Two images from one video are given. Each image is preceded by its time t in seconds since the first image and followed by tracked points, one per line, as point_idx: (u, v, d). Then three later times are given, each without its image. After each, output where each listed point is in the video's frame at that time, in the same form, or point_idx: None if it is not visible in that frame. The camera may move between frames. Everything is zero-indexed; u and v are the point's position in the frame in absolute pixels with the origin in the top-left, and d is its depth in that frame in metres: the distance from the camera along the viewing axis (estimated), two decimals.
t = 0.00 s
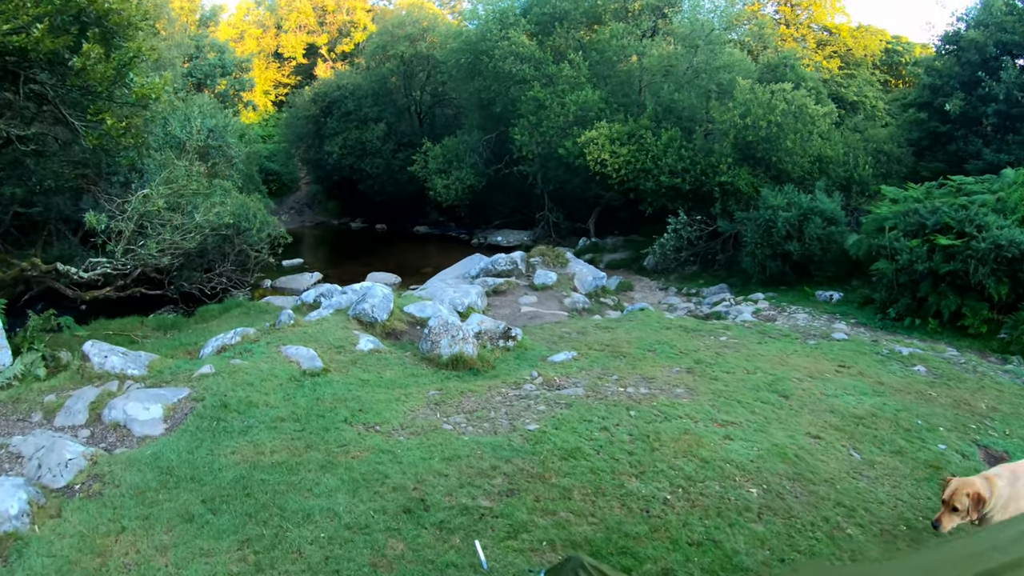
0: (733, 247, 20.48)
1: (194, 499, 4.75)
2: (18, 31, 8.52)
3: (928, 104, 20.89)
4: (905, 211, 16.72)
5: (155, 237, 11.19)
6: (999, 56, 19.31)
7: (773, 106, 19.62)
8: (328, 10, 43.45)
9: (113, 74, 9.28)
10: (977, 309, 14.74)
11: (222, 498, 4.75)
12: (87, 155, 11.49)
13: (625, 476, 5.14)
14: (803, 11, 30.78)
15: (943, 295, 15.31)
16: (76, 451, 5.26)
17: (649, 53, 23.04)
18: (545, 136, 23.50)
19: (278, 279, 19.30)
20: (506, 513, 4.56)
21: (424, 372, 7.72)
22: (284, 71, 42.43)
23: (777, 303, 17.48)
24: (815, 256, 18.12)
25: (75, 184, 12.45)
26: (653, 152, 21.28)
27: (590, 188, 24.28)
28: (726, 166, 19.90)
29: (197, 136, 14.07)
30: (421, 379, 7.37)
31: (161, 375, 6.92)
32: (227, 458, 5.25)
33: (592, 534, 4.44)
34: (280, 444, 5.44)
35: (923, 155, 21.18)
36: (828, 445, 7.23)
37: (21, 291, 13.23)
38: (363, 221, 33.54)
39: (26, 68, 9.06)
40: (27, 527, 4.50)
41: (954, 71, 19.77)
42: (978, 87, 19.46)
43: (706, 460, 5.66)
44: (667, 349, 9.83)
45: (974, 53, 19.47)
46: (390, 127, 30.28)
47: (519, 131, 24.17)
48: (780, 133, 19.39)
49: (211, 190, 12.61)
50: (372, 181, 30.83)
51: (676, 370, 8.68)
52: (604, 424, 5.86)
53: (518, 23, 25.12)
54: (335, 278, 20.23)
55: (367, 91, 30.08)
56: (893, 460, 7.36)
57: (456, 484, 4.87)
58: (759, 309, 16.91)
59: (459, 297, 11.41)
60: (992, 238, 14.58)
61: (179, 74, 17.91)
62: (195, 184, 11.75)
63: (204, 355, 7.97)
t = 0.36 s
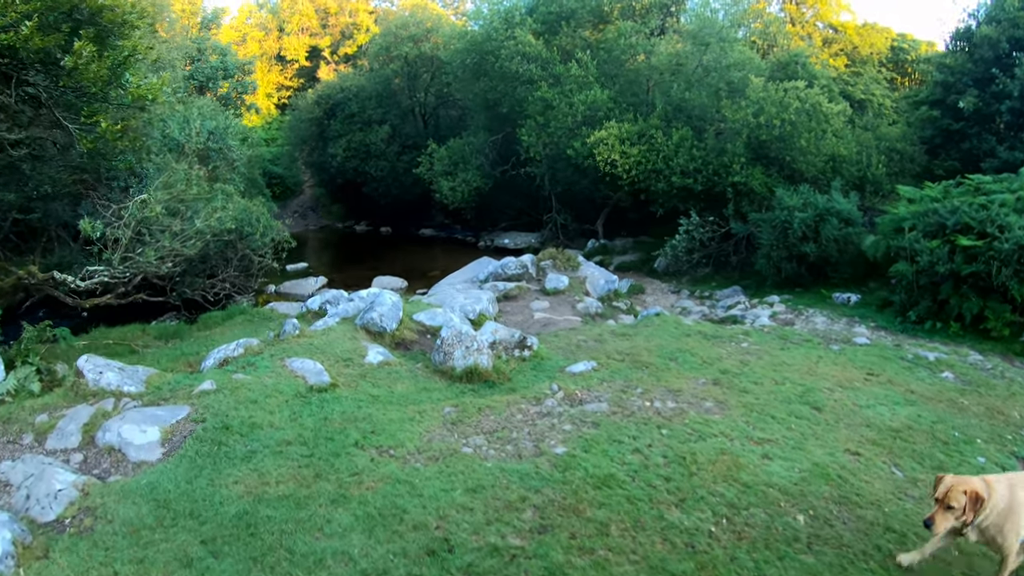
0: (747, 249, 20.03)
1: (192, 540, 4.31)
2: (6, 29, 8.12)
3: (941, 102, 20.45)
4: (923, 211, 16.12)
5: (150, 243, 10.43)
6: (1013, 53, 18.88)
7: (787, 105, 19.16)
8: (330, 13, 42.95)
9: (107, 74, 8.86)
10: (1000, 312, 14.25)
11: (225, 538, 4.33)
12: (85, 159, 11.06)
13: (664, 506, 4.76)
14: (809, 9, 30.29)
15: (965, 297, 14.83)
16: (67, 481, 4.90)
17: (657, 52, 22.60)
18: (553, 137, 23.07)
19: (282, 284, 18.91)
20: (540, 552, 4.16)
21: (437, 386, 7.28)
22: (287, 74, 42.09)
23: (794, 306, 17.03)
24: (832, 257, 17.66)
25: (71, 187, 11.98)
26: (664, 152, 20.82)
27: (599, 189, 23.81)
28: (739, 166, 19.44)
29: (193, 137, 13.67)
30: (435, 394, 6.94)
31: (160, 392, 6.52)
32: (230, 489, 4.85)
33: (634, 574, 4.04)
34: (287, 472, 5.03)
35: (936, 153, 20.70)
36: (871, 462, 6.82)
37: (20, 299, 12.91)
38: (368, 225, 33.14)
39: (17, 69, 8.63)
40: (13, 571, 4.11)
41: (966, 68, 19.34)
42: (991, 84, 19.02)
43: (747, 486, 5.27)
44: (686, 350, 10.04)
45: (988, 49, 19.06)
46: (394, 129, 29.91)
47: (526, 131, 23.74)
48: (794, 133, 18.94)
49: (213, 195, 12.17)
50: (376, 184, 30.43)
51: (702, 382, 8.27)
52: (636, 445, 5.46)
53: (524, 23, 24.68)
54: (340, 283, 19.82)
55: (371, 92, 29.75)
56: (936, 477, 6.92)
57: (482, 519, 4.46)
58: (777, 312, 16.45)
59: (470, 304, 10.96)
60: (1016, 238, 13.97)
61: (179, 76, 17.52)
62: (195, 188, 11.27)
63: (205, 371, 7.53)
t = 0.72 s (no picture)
0: (758, 253, 19.69)
1: None
2: None
3: (952, 102, 20.12)
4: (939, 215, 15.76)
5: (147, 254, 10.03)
6: None
7: (798, 107, 18.83)
8: (334, 17, 42.63)
9: (100, 81, 8.61)
10: (1019, 317, 13.86)
11: None
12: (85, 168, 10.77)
13: (694, 542, 4.52)
14: (814, 8, 29.92)
15: (983, 302, 14.48)
16: (59, 515, 4.67)
17: (664, 54, 22.30)
18: (559, 141, 22.76)
19: (286, 292, 18.65)
20: None
21: (447, 405, 6.97)
22: (290, 79, 41.90)
23: (807, 312, 16.68)
24: (846, 262, 17.30)
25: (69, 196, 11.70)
26: (673, 155, 20.48)
27: (607, 193, 23.47)
28: (749, 168, 19.09)
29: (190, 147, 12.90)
30: (445, 414, 6.64)
31: (158, 415, 6.22)
32: (231, 527, 4.55)
33: None
34: (290, 508, 4.74)
35: (947, 153, 20.35)
36: (903, 485, 6.66)
37: (21, 310, 12.70)
38: (373, 229, 32.88)
39: (8, 77, 8.41)
40: None
41: (977, 67, 19.03)
42: (1003, 83, 18.66)
43: (780, 516, 4.99)
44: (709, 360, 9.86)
45: (999, 48, 18.75)
46: (399, 134, 29.69)
47: (532, 135, 23.43)
48: (805, 135, 18.59)
49: (214, 203, 11.87)
50: (381, 189, 30.19)
51: (722, 398, 8.00)
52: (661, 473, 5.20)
53: (529, 25, 24.36)
54: (345, 290, 19.55)
55: (376, 96, 29.51)
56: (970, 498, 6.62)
57: (502, 563, 4.17)
58: (790, 318, 16.12)
59: (479, 315, 10.63)
60: None
61: (180, 82, 17.26)
62: (195, 197, 10.97)
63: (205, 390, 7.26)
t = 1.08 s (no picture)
0: (767, 251, 19.36)
1: None
2: None
3: (961, 98, 19.80)
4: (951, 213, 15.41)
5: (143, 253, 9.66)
6: None
7: (808, 102, 18.46)
8: (336, 13, 42.37)
9: (92, 74, 8.27)
10: None
11: None
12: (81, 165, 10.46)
13: (726, 563, 4.26)
14: (818, 5, 29.45)
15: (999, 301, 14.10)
16: (46, 532, 4.39)
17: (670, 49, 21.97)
18: (564, 137, 22.41)
19: (288, 290, 18.34)
20: None
21: (455, 411, 6.66)
22: (291, 76, 41.61)
23: (819, 311, 16.35)
24: (858, 260, 16.97)
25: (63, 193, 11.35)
26: (681, 152, 20.12)
27: (612, 189, 23.11)
28: (759, 165, 18.73)
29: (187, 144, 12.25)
30: (454, 420, 6.32)
31: (153, 422, 5.91)
32: (229, 548, 4.26)
33: None
34: (292, 526, 4.45)
35: (957, 150, 19.86)
36: (934, 495, 6.42)
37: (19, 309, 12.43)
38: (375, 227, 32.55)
39: None
40: None
41: (989, 63, 18.71)
42: (1015, 79, 18.33)
43: (813, 532, 4.73)
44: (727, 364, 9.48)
45: (1011, 43, 18.43)
46: (401, 130, 29.35)
47: (537, 131, 23.07)
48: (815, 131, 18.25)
49: (212, 200, 11.51)
50: (383, 186, 29.87)
51: (741, 402, 7.80)
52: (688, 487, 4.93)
53: (533, 19, 23.97)
54: (347, 288, 19.23)
55: (378, 93, 29.21)
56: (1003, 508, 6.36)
57: None
58: (802, 318, 15.80)
59: (486, 315, 10.27)
60: None
61: (180, 77, 16.92)
62: (192, 194, 10.60)
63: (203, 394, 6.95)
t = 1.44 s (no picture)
0: (775, 251, 18.98)
1: None
2: None
3: (969, 96, 19.39)
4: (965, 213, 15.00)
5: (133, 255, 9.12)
6: None
7: (818, 100, 18.06)
8: (333, 11, 41.62)
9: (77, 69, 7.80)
10: None
11: None
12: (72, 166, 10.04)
13: None
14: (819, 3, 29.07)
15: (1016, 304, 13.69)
16: (24, 569, 4.07)
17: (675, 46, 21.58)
18: (567, 136, 21.95)
19: (286, 292, 17.92)
20: None
21: (465, 426, 6.24)
22: (289, 74, 41.18)
23: (830, 313, 15.97)
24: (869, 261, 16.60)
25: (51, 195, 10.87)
26: (687, 150, 19.70)
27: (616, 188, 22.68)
28: (767, 164, 18.29)
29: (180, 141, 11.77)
30: (464, 436, 5.93)
31: (142, 442, 5.48)
32: None
33: None
34: (292, 565, 4.06)
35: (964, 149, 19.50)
36: (975, 515, 6.04)
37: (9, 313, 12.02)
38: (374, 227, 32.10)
39: None
40: None
41: (998, 61, 18.35)
42: None
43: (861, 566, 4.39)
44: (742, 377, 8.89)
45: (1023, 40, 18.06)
46: (400, 128, 28.88)
47: (539, 129, 22.62)
48: (825, 129, 17.85)
49: (206, 201, 11.03)
50: (382, 185, 29.43)
51: (765, 413, 7.63)
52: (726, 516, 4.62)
53: (535, 15, 23.50)
54: (346, 290, 18.76)
55: (376, 91, 28.78)
56: None
57: None
58: (813, 320, 15.42)
59: (492, 320, 9.75)
60: None
61: (174, 74, 16.45)
62: (184, 195, 10.06)
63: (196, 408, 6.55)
